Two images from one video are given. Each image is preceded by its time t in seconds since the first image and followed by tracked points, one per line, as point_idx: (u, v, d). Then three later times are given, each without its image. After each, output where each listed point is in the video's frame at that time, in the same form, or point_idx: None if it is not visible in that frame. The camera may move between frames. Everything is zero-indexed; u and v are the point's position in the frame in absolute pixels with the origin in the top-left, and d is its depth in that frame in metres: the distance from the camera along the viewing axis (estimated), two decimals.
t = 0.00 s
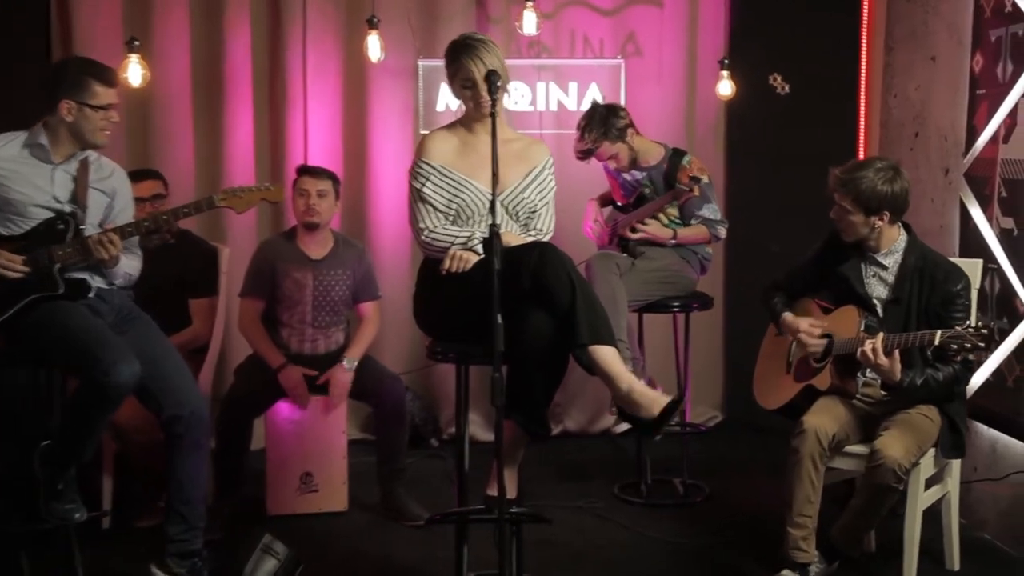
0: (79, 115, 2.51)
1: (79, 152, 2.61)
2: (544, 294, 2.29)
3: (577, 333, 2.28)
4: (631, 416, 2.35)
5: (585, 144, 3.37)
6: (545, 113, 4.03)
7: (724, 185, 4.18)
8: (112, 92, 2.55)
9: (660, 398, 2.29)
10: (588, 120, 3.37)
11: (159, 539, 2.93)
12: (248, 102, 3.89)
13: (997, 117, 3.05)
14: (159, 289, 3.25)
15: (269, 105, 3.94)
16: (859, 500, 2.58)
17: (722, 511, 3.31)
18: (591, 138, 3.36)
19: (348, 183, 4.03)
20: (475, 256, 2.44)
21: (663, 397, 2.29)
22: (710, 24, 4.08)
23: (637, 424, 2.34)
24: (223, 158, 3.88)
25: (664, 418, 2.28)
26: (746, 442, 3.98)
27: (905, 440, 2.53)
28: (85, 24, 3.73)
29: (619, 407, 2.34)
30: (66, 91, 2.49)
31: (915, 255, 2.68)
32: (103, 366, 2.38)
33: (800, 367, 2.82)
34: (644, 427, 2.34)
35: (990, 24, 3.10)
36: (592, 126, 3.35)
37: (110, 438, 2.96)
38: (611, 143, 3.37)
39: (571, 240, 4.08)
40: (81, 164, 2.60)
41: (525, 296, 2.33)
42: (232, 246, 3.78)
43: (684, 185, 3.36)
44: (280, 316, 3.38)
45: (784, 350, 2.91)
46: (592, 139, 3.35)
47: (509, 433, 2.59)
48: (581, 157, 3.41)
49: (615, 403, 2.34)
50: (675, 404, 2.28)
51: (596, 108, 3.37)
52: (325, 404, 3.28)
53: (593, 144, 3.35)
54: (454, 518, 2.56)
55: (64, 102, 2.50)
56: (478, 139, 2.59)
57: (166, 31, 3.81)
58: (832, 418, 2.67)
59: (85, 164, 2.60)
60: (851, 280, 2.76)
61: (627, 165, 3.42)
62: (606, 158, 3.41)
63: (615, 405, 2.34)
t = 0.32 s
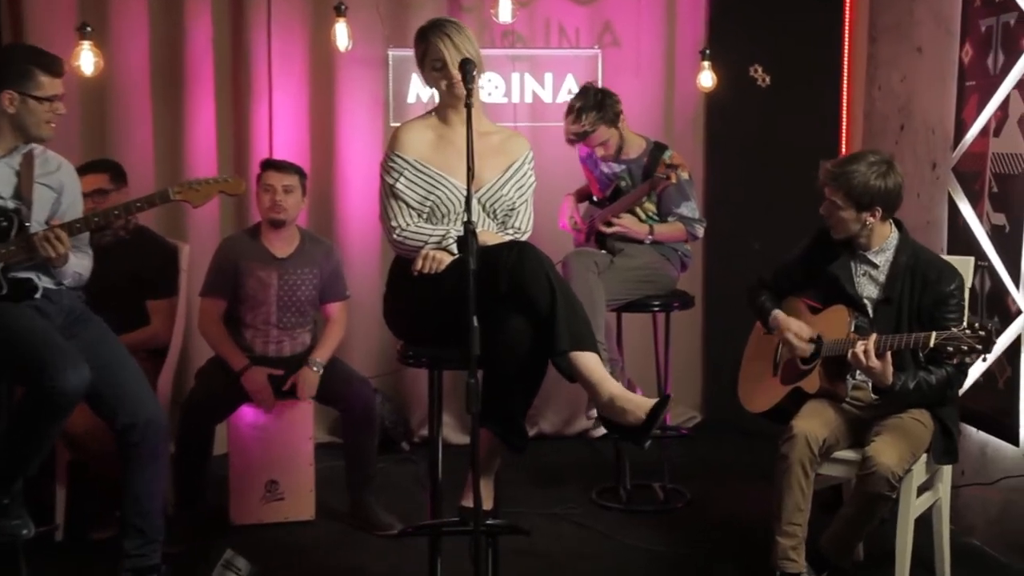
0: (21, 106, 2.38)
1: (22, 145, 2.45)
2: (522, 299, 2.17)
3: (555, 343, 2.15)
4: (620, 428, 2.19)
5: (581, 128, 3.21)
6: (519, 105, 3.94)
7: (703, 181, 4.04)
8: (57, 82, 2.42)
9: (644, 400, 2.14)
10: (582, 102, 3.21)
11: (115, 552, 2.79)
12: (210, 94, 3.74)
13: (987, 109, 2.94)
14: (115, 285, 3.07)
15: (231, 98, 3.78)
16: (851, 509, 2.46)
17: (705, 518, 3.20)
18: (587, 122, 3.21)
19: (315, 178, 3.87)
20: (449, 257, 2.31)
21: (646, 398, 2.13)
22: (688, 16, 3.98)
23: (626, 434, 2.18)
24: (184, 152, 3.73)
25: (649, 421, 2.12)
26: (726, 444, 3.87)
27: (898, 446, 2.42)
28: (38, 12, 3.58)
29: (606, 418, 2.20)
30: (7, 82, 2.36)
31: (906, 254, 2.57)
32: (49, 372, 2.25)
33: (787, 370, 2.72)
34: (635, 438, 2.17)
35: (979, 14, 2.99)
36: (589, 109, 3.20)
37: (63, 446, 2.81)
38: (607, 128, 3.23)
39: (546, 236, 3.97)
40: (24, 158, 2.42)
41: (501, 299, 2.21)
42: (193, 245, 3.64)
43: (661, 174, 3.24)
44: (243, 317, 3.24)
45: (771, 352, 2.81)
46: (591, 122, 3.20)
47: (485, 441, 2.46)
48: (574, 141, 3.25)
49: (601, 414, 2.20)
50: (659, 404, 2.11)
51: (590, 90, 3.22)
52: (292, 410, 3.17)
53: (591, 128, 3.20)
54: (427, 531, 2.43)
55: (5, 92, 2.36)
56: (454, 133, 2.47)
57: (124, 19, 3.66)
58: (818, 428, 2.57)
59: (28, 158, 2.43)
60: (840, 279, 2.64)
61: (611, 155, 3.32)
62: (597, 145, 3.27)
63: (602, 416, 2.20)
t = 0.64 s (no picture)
0: None
1: None
2: (498, 301, 2.06)
3: (534, 349, 2.03)
4: (595, 440, 2.08)
5: (582, 114, 3.09)
6: (492, 95, 3.81)
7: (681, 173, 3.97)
8: None
9: (625, 422, 2.02)
10: (579, 89, 3.08)
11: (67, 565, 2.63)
12: (170, 85, 3.58)
13: (979, 98, 2.84)
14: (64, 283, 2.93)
15: (191, 88, 3.62)
16: (841, 517, 2.33)
17: (686, 523, 3.09)
18: (588, 108, 3.09)
19: (280, 171, 3.72)
20: (421, 256, 2.20)
21: (628, 422, 2.01)
22: (665, 5, 3.87)
23: (600, 448, 2.07)
24: (143, 144, 3.58)
25: (627, 445, 2.01)
26: (704, 444, 3.76)
27: (893, 452, 2.30)
28: None
29: (581, 428, 2.08)
30: None
31: (898, 251, 2.47)
32: None
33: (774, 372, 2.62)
34: (607, 453, 2.06)
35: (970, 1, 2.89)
36: (589, 94, 3.09)
37: (12, 454, 2.66)
38: (603, 114, 3.14)
39: (520, 230, 3.85)
40: None
41: (475, 302, 2.09)
42: (152, 242, 3.50)
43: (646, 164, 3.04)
44: (204, 316, 3.09)
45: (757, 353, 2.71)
46: (592, 107, 3.09)
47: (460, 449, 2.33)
48: (574, 129, 3.12)
49: (577, 423, 2.08)
50: (639, 431, 1.99)
51: (581, 76, 3.11)
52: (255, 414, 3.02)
53: (593, 114, 3.09)
54: (398, 544, 2.30)
55: None
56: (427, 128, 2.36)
57: (77, 5, 3.48)
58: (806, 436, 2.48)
59: None
60: (830, 277, 2.53)
61: (594, 147, 3.19)
62: (590, 134, 3.15)
63: (577, 425, 2.08)
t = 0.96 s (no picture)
0: None
1: None
2: (474, 301, 1.96)
3: (515, 351, 1.93)
4: (584, 445, 1.98)
5: (560, 103, 2.99)
6: (462, 84, 3.67)
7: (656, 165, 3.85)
8: None
9: (616, 427, 1.92)
10: (564, 75, 2.99)
11: None
12: (126, 73, 3.43)
13: (969, 88, 2.74)
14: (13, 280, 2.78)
15: (148, 75, 3.46)
16: (832, 526, 2.22)
17: (666, 527, 2.98)
18: (568, 99, 3.00)
19: (242, 163, 3.57)
20: (391, 255, 2.08)
21: (620, 426, 1.91)
22: None
23: (590, 453, 1.97)
24: (98, 136, 3.42)
25: (620, 450, 1.91)
26: (683, 443, 3.66)
27: (887, 457, 2.20)
28: None
29: (569, 433, 1.99)
30: None
31: (890, 246, 2.36)
32: None
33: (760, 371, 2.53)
34: (598, 459, 1.97)
35: None
36: (572, 85, 2.99)
37: None
38: (582, 109, 3.04)
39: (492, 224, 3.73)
40: None
41: (451, 304, 1.99)
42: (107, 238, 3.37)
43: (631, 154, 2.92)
44: (162, 315, 2.95)
45: (741, 352, 2.61)
46: (571, 99, 2.99)
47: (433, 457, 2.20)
48: (549, 115, 3.03)
49: (565, 428, 1.99)
50: (632, 435, 1.90)
51: (572, 63, 3.01)
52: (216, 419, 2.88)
53: (571, 105, 2.99)
54: (369, 558, 2.17)
55: None
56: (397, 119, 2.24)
57: None
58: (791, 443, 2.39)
59: None
60: (820, 273, 2.43)
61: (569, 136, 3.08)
62: (564, 124, 3.05)
63: (564, 430, 1.99)
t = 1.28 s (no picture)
0: None
1: None
2: (447, 304, 1.86)
3: (494, 362, 1.83)
4: (572, 456, 1.86)
5: (541, 85, 2.88)
6: (431, 70, 3.55)
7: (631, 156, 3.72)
8: None
9: (599, 427, 1.80)
10: (541, 58, 2.88)
11: None
12: (80, 58, 3.25)
13: (959, 76, 2.66)
14: None
15: (103, 60, 3.31)
16: (823, 534, 2.12)
17: (646, 531, 2.87)
18: (548, 81, 2.88)
19: (202, 153, 3.42)
20: (359, 253, 1.95)
21: (603, 423, 1.79)
22: None
23: (578, 462, 1.85)
24: (50, 123, 3.24)
25: (605, 451, 1.79)
26: (659, 441, 3.55)
27: (881, 461, 2.11)
28: None
29: (553, 444, 1.86)
30: None
31: (882, 240, 2.26)
32: None
33: (746, 370, 2.43)
34: (587, 466, 1.84)
35: None
36: (550, 66, 2.89)
37: None
38: (562, 91, 2.93)
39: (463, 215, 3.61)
40: None
41: (424, 307, 1.89)
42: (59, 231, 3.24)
43: (606, 144, 2.77)
44: (117, 314, 2.80)
45: (725, 352, 2.51)
46: (552, 80, 2.88)
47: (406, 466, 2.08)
48: (529, 100, 2.91)
49: (548, 438, 1.86)
50: (616, 431, 1.78)
51: (544, 46, 2.91)
52: (176, 421, 2.75)
53: (553, 87, 2.88)
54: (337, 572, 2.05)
55: None
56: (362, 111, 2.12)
57: None
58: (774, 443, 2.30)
59: None
60: (809, 269, 2.32)
61: (547, 123, 2.97)
62: (543, 110, 2.93)
63: (548, 440, 1.87)
